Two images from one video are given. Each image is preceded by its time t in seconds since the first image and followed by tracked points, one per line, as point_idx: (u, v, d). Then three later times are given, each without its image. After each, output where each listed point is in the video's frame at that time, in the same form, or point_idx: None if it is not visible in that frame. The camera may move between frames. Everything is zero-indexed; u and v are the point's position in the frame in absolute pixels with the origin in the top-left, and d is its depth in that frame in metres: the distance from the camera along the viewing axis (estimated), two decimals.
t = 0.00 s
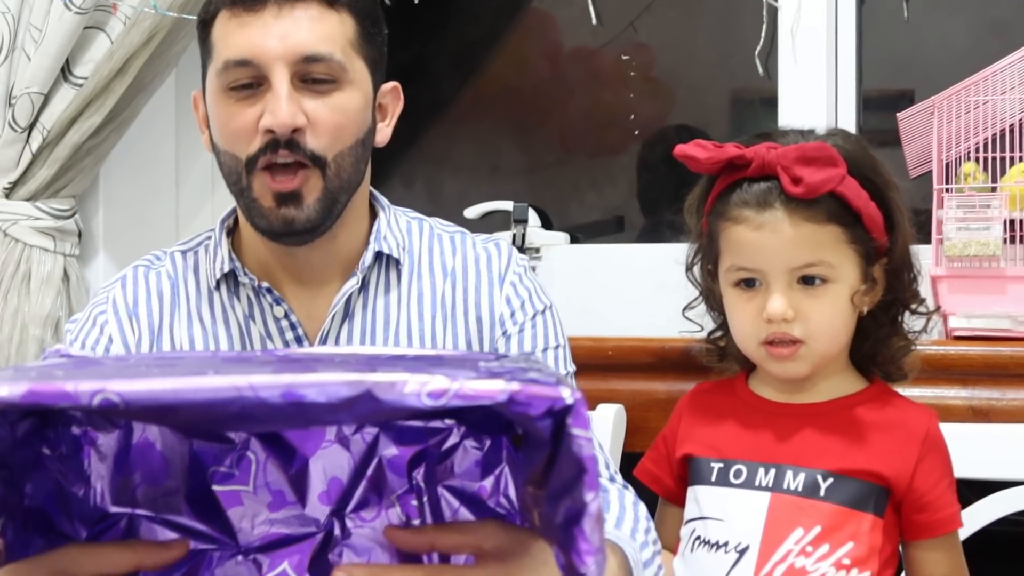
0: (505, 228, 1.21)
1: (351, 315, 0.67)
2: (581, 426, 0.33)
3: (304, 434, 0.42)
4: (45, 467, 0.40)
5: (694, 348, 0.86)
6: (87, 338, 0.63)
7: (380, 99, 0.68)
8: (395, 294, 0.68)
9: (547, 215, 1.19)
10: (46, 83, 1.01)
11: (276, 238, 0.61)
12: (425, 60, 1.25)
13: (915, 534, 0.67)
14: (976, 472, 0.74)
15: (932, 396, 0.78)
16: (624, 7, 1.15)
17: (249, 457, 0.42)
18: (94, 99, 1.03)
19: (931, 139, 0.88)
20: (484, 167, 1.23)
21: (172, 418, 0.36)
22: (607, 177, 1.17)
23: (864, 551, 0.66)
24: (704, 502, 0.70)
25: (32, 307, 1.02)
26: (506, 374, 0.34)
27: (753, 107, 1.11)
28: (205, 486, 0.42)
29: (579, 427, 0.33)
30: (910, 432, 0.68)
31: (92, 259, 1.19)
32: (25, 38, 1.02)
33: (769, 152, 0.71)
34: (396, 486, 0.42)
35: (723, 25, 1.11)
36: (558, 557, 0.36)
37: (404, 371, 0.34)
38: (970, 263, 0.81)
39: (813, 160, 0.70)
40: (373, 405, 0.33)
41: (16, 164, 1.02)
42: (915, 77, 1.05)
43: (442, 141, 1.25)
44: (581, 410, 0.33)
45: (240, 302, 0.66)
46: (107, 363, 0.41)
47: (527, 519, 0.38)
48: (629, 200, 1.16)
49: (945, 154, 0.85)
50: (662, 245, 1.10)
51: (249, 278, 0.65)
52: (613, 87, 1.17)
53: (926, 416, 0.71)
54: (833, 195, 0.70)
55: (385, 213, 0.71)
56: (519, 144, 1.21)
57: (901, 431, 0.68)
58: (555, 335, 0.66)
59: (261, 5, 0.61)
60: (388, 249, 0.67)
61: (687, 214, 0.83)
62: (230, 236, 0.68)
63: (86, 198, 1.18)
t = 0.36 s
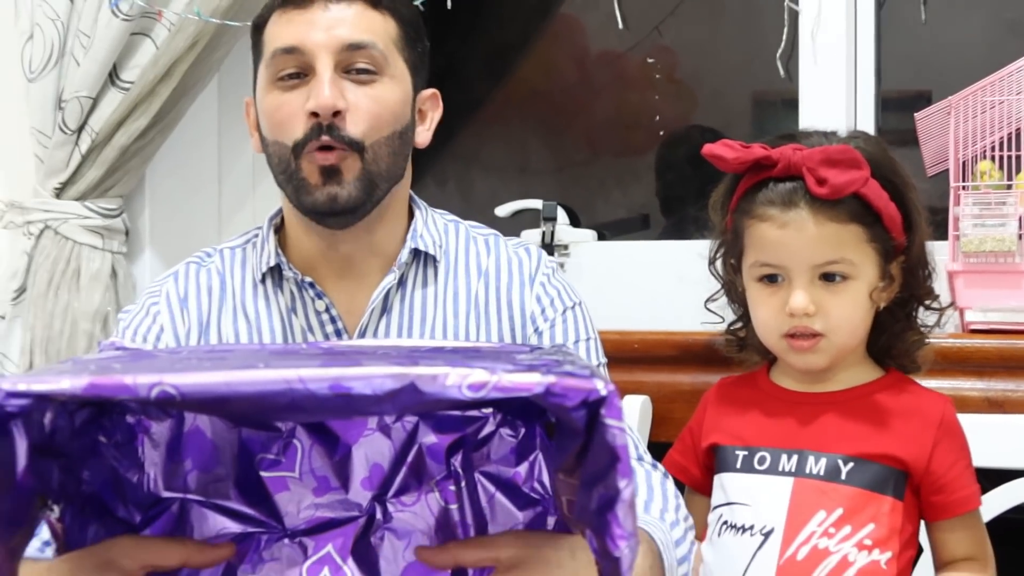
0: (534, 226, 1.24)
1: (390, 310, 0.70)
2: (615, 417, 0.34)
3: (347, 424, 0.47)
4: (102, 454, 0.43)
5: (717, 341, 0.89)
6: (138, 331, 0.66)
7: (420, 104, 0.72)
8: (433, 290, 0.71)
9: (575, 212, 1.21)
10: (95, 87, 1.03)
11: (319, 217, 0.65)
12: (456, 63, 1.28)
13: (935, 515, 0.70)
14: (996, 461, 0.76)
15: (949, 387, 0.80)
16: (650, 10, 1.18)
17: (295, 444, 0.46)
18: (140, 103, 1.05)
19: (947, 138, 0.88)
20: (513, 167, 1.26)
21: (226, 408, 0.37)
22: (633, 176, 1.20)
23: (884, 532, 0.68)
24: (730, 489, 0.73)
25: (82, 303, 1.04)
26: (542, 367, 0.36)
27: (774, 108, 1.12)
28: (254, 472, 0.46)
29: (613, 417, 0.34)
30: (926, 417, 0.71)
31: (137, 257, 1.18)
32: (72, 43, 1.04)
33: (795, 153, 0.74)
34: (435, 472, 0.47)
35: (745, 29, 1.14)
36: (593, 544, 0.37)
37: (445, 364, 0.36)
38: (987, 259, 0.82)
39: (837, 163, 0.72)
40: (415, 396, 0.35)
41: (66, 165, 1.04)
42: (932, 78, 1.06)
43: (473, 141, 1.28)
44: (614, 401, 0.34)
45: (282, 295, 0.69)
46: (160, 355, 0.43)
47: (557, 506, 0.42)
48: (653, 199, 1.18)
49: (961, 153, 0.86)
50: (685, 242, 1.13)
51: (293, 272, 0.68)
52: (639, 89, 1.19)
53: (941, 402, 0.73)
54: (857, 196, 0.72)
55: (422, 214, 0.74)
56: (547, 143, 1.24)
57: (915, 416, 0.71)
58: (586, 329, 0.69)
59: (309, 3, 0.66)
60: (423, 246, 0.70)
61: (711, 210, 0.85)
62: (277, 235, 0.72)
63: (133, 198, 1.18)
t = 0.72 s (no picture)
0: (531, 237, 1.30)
1: (400, 317, 0.76)
2: (606, 414, 0.38)
3: (358, 421, 0.52)
4: (131, 449, 0.48)
5: (701, 344, 0.96)
6: (163, 334, 0.72)
7: (427, 124, 0.78)
8: (440, 297, 0.77)
9: (569, 225, 1.28)
10: (125, 109, 1.06)
11: (334, 228, 0.71)
12: (459, 86, 1.34)
13: (902, 502, 0.76)
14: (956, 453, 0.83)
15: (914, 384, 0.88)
16: (638, 36, 1.24)
17: (310, 439, 0.52)
18: (166, 123, 1.08)
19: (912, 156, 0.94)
20: (512, 182, 1.32)
21: (249, 408, 0.42)
22: (621, 189, 1.26)
23: (859, 518, 0.75)
24: (715, 479, 0.79)
25: (113, 308, 1.08)
26: (540, 369, 0.40)
27: (752, 128, 1.19)
28: (273, 465, 0.52)
29: (604, 415, 0.38)
30: (894, 412, 0.78)
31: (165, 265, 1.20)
32: (106, 69, 1.07)
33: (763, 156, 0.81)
34: (440, 465, 0.52)
35: (724, 56, 1.20)
36: (588, 534, 0.42)
37: (449, 366, 0.40)
38: (950, 267, 0.88)
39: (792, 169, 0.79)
40: (423, 395, 0.40)
41: (97, 181, 1.07)
42: (899, 100, 1.13)
43: (474, 158, 1.34)
44: (607, 399, 0.39)
45: (301, 305, 0.76)
46: (186, 358, 0.48)
47: (553, 498, 0.46)
48: (642, 211, 1.25)
49: (925, 170, 0.92)
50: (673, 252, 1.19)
51: (310, 282, 0.74)
52: (627, 110, 1.25)
53: (909, 401, 0.80)
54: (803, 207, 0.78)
55: (430, 225, 0.80)
56: (544, 160, 1.30)
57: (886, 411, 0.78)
58: (582, 331, 0.74)
59: (322, 35, 0.71)
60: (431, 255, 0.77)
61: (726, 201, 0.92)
62: (294, 247, 0.78)
63: (159, 212, 1.20)
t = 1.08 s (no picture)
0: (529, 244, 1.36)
1: (409, 318, 0.83)
2: (598, 411, 0.41)
3: (368, 414, 0.56)
4: (158, 440, 0.52)
5: (685, 343, 1.05)
6: (187, 335, 0.77)
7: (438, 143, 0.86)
8: (445, 301, 0.84)
9: (563, 232, 1.34)
10: (153, 124, 1.12)
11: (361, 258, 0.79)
12: (462, 104, 1.41)
13: (883, 488, 0.82)
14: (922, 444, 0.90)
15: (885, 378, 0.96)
16: (628, 56, 1.30)
17: (325, 430, 0.56)
18: (191, 138, 1.14)
19: (882, 169, 1.01)
20: (511, 193, 1.39)
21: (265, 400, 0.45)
22: (612, 200, 1.32)
23: (833, 502, 0.81)
24: (704, 464, 0.87)
25: (141, 309, 1.14)
26: (537, 368, 0.43)
27: (734, 142, 1.26)
28: (290, 454, 0.56)
29: (596, 412, 0.41)
30: (872, 403, 0.83)
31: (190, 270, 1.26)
32: (134, 87, 1.13)
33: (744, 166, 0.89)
34: (444, 455, 0.57)
35: (708, 75, 1.27)
36: (584, 523, 0.45)
37: (452, 364, 0.43)
38: (918, 270, 0.95)
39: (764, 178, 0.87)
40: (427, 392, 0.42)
41: (128, 192, 1.14)
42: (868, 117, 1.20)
43: (477, 171, 1.41)
44: (598, 397, 0.41)
45: (315, 307, 0.82)
46: (207, 358, 0.51)
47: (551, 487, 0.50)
48: (633, 218, 1.31)
49: (893, 181, 0.99)
50: (662, 257, 1.25)
51: (324, 287, 0.81)
52: (618, 126, 1.32)
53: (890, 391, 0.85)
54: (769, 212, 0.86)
55: (436, 234, 0.87)
56: (541, 174, 1.37)
57: (863, 403, 0.84)
58: (571, 333, 0.80)
59: (347, 76, 0.77)
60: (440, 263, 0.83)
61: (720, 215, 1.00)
62: (308, 252, 0.84)
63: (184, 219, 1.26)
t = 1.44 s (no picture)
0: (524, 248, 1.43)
1: (416, 314, 0.90)
2: (589, 402, 0.46)
3: (377, 406, 0.62)
4: (180, 431, 0.58)
5: (669, 339, 1.15)
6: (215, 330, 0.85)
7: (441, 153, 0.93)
8: (448, 299, 0.91)
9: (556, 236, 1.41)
10: (176, 137, 1.19)
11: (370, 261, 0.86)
12: (462, 118, 1.48)
13: (852, 476, 0.87)
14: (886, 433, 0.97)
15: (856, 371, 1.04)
16: (616, 74, 1.37)
17: (335, 421, 0.62)
18: (211, 150, 1.21)
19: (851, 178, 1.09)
20: (508, 201, 1.46)
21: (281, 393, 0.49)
22: (601, 206, 1.39)
23: (803, 487, 0.87)
24: (688, 451, 0.94)
25: (165, 307, 1.21)
26: (533, 364, 0.47)
27: (714, 154, 1.33)
28: (303, 443, 0.62)
29: (587, 403, 0.46)
30: (844, 397, 0.90)
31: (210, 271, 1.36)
32: (159, 103, 1.20)
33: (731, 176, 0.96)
34: (446, 443, 0.63)
35: (691, 91, 1.34)
36: (577, 508, 0.50)
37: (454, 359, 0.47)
38: (886, 272, 1.04)
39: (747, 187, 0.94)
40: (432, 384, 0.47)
41: (153, 200, 1.21)
42: (839, 130, 1.27)
43: (476, 179, 1.48)
44: (589, 389, 0.46)
45: (331, 304, 0.90)
46: (226, 354, 0.57)
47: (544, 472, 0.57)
48: (621, 224, 1.38)
49: (862, 189, 1.07)
50: (649, 261, 1.32)
51: (338, 286, 0.89)
52: (606, 139, 1.39)
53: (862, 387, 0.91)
54: (753, 221, 0.92)
55: (442, 239, 0.93)
56: (535, 182, 1.44)
57: (829, 401, 0.90)
58: (559, 324, 0.87)
59: (355, 95, 0.84)
60: (446, 264, 0.91)
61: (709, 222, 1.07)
62: (324, 255, 0.92)
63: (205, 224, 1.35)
